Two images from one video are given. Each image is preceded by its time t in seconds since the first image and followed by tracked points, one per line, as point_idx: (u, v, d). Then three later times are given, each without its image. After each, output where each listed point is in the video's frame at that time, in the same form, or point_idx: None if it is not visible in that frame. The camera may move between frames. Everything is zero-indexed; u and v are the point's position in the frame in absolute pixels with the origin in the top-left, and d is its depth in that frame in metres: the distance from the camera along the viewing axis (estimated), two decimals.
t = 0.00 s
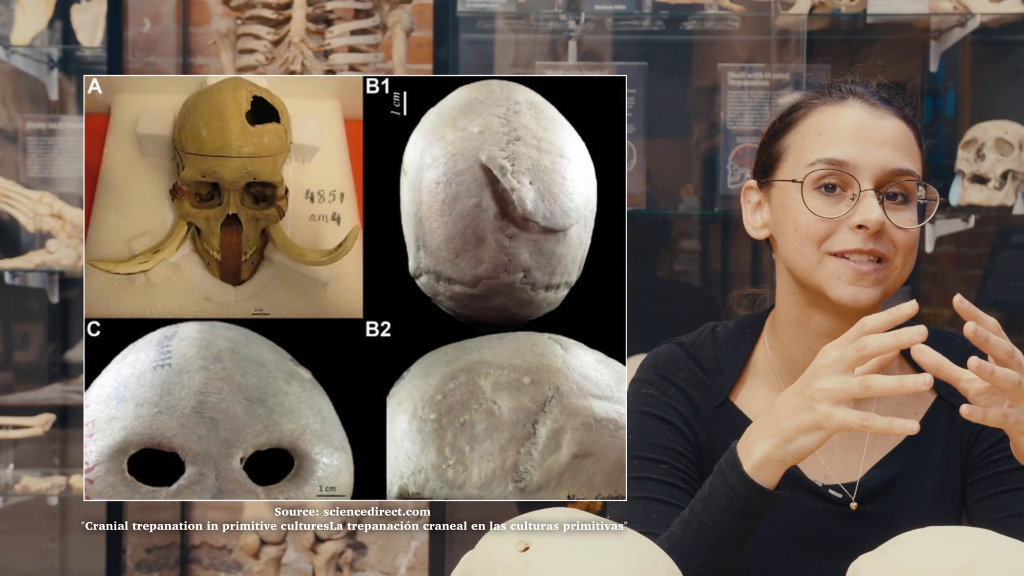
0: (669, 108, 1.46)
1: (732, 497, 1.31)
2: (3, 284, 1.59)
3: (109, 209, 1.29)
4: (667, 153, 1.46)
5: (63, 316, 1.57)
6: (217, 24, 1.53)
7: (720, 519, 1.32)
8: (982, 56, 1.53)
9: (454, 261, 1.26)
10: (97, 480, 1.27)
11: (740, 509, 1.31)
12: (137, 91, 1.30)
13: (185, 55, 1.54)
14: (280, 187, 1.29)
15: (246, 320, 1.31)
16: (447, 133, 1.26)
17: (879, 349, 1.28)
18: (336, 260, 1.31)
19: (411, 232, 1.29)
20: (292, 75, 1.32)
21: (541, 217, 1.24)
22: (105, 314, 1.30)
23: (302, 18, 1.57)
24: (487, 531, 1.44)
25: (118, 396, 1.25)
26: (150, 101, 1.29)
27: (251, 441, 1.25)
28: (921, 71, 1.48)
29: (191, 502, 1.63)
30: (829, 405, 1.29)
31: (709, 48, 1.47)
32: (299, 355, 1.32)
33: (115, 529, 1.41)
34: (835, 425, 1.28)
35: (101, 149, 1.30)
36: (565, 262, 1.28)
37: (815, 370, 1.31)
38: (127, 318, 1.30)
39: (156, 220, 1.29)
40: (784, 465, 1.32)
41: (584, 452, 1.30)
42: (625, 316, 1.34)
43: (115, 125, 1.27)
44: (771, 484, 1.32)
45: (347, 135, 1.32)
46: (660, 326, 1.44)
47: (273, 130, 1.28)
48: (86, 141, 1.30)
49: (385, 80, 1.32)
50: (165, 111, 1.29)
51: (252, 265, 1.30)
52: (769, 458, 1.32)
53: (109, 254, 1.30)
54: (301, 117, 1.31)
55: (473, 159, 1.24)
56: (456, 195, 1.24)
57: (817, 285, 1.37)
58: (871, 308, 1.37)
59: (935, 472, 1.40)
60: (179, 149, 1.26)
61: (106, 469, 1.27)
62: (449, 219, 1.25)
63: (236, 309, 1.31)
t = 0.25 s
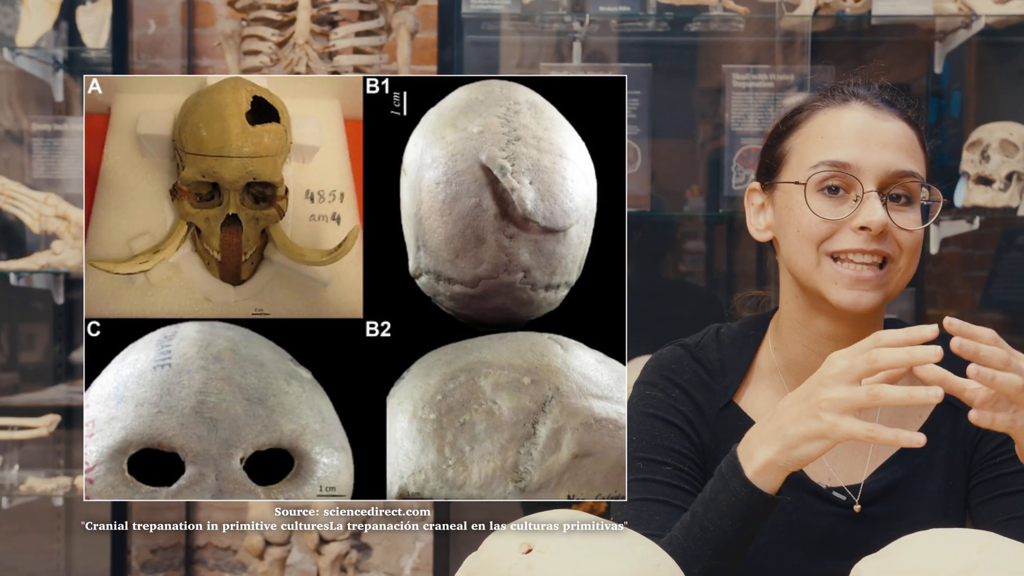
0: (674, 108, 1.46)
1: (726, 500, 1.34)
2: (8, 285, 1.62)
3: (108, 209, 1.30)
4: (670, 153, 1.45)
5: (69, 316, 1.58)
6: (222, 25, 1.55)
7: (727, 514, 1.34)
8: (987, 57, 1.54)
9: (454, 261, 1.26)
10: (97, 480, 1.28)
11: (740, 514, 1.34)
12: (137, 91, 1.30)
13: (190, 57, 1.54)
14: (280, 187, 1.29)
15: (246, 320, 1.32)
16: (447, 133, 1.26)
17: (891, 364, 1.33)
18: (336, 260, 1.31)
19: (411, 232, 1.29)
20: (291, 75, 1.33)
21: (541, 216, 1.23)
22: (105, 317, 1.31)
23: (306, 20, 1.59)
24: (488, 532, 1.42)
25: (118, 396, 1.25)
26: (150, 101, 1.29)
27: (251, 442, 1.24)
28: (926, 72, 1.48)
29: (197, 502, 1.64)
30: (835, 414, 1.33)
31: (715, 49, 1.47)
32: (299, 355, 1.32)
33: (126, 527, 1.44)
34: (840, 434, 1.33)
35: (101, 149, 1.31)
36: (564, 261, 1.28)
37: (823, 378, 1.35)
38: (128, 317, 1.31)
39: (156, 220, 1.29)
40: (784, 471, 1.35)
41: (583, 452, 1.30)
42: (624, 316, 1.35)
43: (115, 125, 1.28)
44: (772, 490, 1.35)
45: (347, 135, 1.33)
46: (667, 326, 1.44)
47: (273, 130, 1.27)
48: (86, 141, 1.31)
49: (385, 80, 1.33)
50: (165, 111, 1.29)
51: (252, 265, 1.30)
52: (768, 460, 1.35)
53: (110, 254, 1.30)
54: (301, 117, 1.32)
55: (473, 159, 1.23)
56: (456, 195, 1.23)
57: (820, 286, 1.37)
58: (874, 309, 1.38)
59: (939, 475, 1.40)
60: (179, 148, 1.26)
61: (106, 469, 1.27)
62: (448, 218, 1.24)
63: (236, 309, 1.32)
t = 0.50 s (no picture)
0: (675, 108, 1.46)
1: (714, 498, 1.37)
2: (9, 285, 1.63)
3: (108, 209, 1.29)
4: (672, 153, 1.46)
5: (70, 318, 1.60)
6: (224, 25, 1.56)
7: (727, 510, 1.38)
8: (990, 58, 1.54)
9: (454, 260, 1.26)
10: (97, 480, 1.28)
11: (713, 503, 1.38)
12: (137, 91, 1.30)
13: (191, 57, 1.55)
14: (280, 187, 1.29)
15: (246, 320, 1.31)
16: (447, 133, 1.26)
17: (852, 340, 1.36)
18: (336, 260, 1.31)
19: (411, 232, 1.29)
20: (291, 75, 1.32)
21: (540, 216, 1.24)
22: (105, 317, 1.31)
23: (309, 20, 1.60)
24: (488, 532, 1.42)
25: (118, 396, 1.25)
26: (150, 101, 1.29)
27: (251, 441, 1.24)
28: (927, 72, 1.48)
29: (199, 503, 1.65)
30: (796, 393, 1.36)
31: (716, 49, 1.48)
32: (299, 355, 1.32)
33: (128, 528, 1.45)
34: (802, 413, 1.36)
35: (101, 149, 1.31)
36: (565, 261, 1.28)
37: (782, 358, 1.38)
38: (127, 318, 1.31)
39: (156, 220, 1.29)
40: (754, 453, 1.39)
41: (583, 452, 1.30)
42: (625, 316, 1.35)
43: (115, 125, 1.27)
44: (744, 473, 1.38)
45: (347, 135, 1.32)
46: (668, 326, 1.44)
47: (273, 131, 1.27)
48: (86, 141, 1.30)
49: (384, 80, 1.32)
50: (165, 111, 1.29)
51: (252, 265, 1.30)
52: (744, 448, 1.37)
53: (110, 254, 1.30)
54: (300, 117, 1.31)
55: (473, 159, 1.23)
56: (456, 195, 1.23)
57: (822, 286, 1.37)
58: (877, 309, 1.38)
59: (940, 475, 1.40)
60: (179, 148, 1.26)
61: (106, 469, 1.27)
62: (448, 218, 1.24)
63: (236, 309, 1.31)
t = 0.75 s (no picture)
0: (678, 110, 1.49)
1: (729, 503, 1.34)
2: (12, 284, 1.63)
3: (108, 209, 1.29)
4: (676, 154, 1.48)
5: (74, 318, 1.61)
6: (227, 25, 1.58)
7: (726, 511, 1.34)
8: (992, 58, 1.55)
9: (454, 261, 1.26)
10: (97, 480, 1.27)
11: (695, 501, 1.31)
12: (138, 91, 1.30)
13: (195, 57, 1.58)
14: (280, 187, 1.29)
15: (246, 320, 1.31)
16: (447, 133, 1.26)
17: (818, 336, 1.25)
18: (336, 260, 1.31)
19: (411, 232, 1.29)
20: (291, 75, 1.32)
21: (540, 217, 1.23)
22: (104, 317, 1.30)
23: (312, 20, 1.61)
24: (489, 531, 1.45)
25: (118, 396, 1.25)
26: (150, 101, 1.29)
27: (251, 442, 1.25)
28: (929, 72, 1.51)
29: (203, 503, 1.66)
30: (768, 391, 1.28)
31: (718, 50, 1.49)
32: (299, 355, 1.32)
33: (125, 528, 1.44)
34: (774, 411, 1.28)
35: (101, 149, 1.30)
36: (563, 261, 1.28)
37: (755, 354, 1.31)
38: (127, 318, 1.30)
39: (156, 220, 1.29)
40: (733, 451, 1.31)
41: (583, 452, 1.30)
42: (625, 316, 1.34)
43: (115, 125, 1.27)
44: (724, 469, 1.32)
45: (347, 135, 1.32)
46: (668, 326, 1.47)
47: (273, 130, 1.28)
48: (86, 141, 1.30)
49: (385, 80, 1.32)
50: (165, 111, 1.29)
51: (252, 265, 1.30)
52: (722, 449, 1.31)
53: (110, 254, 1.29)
54: (301, 117, 1.31)
55: (472, 159, 1.23)
56: (456, 195, 1.24)
57: (829, 287, 1.35)
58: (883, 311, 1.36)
59: (943, 474, 1.40)
60: (179, 148, 1.26)
61: (106, 469, 1.27)
62: (448, 218, 1.24)
63: (236, 309, 1.31)
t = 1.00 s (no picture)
0: (679, 109, 1.49)
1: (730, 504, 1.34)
2: (14, 284, 1.63)
3: (108, 209, 1.28)
4: (676, 153, 1.48)
5: (75, 317, 1.61)
6: (229, 25, 1.58)
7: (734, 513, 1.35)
8: (994, 57, 1.56)
9: (454, 261, 1.26)
10: (97, 480, 1.27)
11: (723, 512, 1.34)
12: (137, 91, 1.30)
13: (196, 56, 1.61)
14: (280, 187, 1.29)
15: (246, 320, 1.31)
16: (448, 133, 1.26)
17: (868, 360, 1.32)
18: (336, 260, 1.31)
19: (411, 232, 1.29)
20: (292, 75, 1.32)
21: (542, 217, 1.23)
22: (104, 316, 1.30)
23: (313, 19, 1.60)
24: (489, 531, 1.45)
25: (118, 396, 1.25)
26: (150, 101, 1.29)
27: (250, 442, 1.25)
28: (930, 71, 1.51)
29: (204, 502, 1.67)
30: (811, 411, 1.32)
31: (719, 49, 1.50)
32: (299, 355, 1.32)
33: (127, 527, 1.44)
34: (816, 431, 1.32)
35: (101, 149, 1.30)
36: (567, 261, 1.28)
37: (799, 373, 1.34)
38: (127, 318, 1.30)
39: (156, 220, 1.29)
40: (764, 466, 1.35)
41: (583, 452, 1.30)
42: (625, 316, 1.34)
43: (115, 125, 1.27)
44: (754, 484, 1.35)
45: (347, 135, 1.32)
46: (668, 324, 1.47)
47: (273, 131, 1.27)
48: (86, 141, 1.30)
49: (385, 80, 1.32)
50: (165, 111, 1.29)
51: (252, 265, 1.30)
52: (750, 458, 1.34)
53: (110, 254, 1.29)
54: (301, 117, 1.31)
55: (473, 159, 1.23)
56: (456, 196, 1.24)
57: (832, 286, 1.36)
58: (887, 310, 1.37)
59: (943, 474, 1.40)
60: (179, 148, 1.26)
61: (106, 469, 1.27)
62: (448, 219, 1.24)
63: (236, 309, 1.31)
